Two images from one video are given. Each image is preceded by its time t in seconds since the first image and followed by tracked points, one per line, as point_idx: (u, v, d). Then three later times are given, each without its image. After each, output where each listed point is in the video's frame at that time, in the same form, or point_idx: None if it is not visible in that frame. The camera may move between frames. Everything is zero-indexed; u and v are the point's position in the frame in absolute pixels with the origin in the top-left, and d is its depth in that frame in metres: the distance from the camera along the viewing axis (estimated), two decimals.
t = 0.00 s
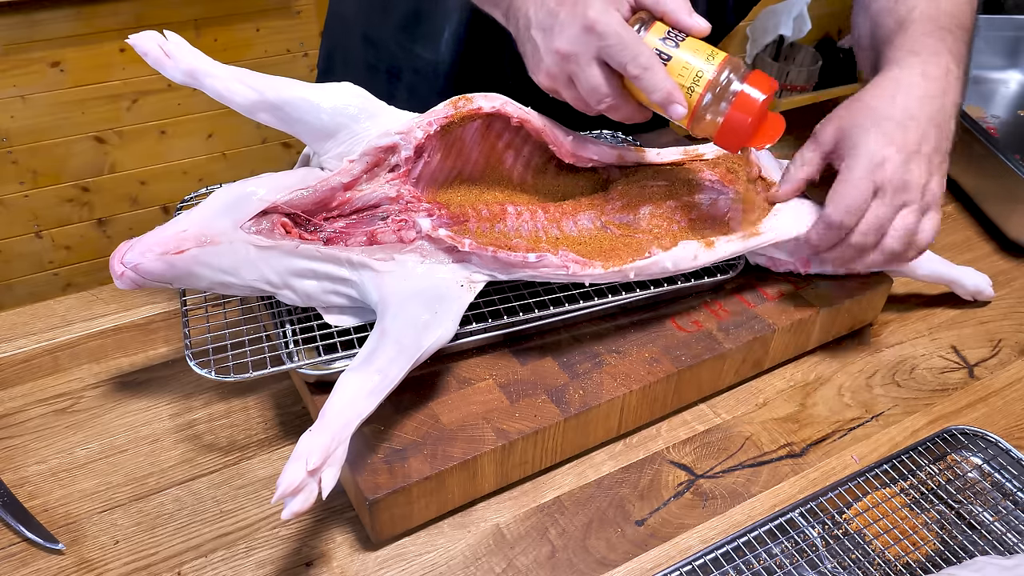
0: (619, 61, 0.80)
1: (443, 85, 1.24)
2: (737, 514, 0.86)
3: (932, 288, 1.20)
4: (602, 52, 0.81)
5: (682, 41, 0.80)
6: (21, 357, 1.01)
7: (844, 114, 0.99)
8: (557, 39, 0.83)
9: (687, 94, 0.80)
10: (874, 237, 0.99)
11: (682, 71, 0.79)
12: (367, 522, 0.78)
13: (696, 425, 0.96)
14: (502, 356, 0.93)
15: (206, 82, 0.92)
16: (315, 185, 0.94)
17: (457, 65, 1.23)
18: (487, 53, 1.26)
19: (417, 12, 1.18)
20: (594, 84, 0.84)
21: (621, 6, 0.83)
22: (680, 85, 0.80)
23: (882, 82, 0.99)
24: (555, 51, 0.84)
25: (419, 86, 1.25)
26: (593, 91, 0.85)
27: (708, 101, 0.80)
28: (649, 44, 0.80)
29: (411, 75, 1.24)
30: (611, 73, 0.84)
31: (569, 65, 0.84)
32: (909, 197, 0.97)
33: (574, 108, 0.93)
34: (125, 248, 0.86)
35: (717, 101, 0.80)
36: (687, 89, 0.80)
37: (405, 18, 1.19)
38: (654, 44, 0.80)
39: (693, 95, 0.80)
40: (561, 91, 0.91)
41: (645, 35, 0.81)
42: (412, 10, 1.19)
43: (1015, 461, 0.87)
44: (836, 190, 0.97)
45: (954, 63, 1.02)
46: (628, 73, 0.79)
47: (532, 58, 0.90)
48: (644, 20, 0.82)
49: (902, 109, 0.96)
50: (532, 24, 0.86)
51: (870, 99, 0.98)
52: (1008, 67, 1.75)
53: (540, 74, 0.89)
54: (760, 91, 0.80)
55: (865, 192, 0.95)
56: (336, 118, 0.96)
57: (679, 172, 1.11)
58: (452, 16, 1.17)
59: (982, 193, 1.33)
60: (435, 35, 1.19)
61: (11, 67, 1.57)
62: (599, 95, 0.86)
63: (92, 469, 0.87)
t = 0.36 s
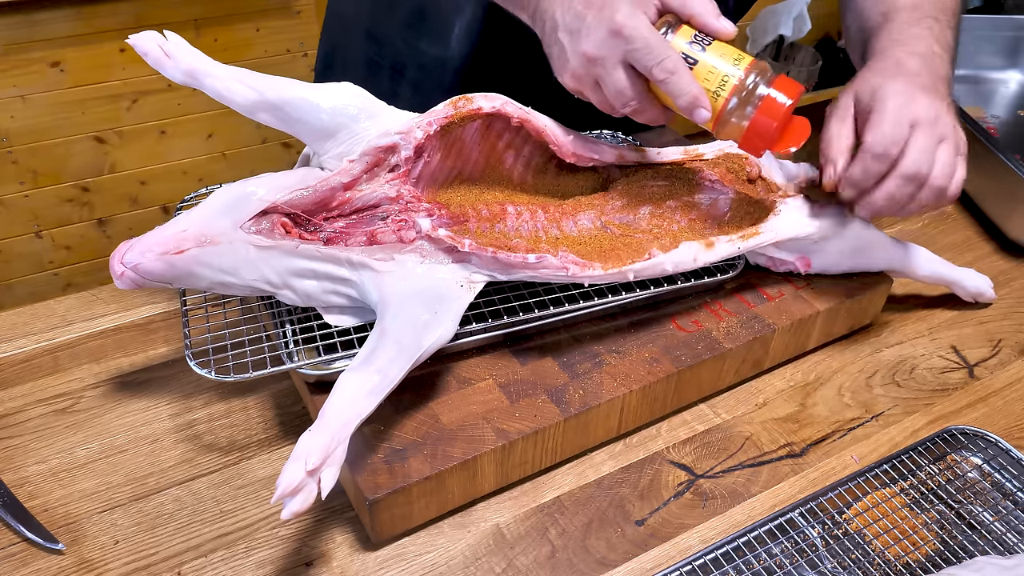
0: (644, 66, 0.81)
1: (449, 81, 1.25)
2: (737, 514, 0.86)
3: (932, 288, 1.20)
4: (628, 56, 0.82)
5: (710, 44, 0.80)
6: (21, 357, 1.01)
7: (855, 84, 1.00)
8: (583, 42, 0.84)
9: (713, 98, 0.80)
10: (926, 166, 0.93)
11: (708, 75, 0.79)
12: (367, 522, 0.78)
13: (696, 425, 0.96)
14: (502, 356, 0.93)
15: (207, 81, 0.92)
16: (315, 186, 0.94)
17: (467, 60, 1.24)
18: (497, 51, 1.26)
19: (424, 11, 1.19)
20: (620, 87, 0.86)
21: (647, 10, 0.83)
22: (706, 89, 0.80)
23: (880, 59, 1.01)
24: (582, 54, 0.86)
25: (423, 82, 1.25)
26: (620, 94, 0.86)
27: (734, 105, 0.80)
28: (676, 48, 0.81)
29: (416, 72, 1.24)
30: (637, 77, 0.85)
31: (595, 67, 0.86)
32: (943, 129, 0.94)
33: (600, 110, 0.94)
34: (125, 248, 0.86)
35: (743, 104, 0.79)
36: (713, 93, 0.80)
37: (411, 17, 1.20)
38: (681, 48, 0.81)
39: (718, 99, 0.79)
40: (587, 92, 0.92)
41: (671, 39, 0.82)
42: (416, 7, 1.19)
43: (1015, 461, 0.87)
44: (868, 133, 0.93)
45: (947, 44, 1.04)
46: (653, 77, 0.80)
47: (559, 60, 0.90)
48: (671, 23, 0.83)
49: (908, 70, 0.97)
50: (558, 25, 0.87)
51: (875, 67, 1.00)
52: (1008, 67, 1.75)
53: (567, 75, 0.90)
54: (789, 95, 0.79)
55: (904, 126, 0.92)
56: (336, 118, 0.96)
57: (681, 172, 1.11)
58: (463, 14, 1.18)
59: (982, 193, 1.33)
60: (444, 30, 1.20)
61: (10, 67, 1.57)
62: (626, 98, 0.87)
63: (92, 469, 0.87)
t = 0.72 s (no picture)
0: (634, 68, 0.81)
1: (452, 80, 1.26)
2: (737, 514, 0.86)
3: (932, 288, 1.20)
4: (618, 58, 0.82)
5: (698, 46, 0.81)
6: (21, 357, 1.01)
7: (839, 109, 1.07)
8: (573, 44, 0.84)
9: (702, 99, 0.81)
10: (901, 200, 1.01)
11: (696, 76, 0.81)
12: (367, 522, 0.78)
13: (696, 425, 0.96)
14: (502, 356, 0.93)
15: (207, 82, 0.92)
16: (315, 185, 0.94)
17: (469, 60, 1.24)
18: (498, 50, 1.29)
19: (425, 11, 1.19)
20: (610, 89, 0.86)
21: (637, 11, 0.84)
22: (694, 91, 0.81)
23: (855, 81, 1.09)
24: (571, 56, 0.86)
25: (426, 82, 1.26)
26: (610, 96, 0.87)
27: (723, 105, 0.82)
28: (664, 49, 0.82)
29: (418, 72, 1.25)
30: (627, 78, 0.85)
31: (585, 68, 0.86)
32: (922, 157, 1.02)
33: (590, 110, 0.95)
34: (125, 248, 0.86)
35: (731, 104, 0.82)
36: (701, 94, 0.81)
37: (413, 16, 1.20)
38: (670, 49, 0.82)
39: (707, 100, 0.81)
40: (576, 92, 0.92)
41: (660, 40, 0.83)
42: (419, 7, 1.19)
43: (1015, 461, 0.87)
44: (852, 166, 1.01)
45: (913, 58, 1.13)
46: (643, 79, 0.81)
47: (549, 60, 0.90)
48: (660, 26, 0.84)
49: (879, 90, 1.06)
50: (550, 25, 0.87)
51: (845, 89, 1.09)
52: (1008, 67, 1.75)
53: (556, 76, 0.90)
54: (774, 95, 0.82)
55: (888, 155, 1.00)
56: (336, 118, 0.96)
57: (681, 172, 1.11)
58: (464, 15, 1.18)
59: (982, 193, 1.34)
60: (445, 30, 1.20)
61: (10, 67, 1.57)
62: (616, 99, 0.87)
63: (92, 469, 0.87)
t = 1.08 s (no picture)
0: (656, 69, 0.81)
1: (455, 81, 1.25)
2: (737, 514, 0.85)
3: (932, 288, 1.20)
4: (642, 60, 0.82)
5: (726, 44, 0.80)
6: (21, 357, 1.01)
7: (873, 120, 1.06)
8: (598, 48, 0.85)
9: (730, 99, 0.81)
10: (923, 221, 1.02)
11: (725, 73, 0.80)
12: (367, 522, 0.78)
13: (696, 425, 0.96)
14: (502, 356, 0.93)
15: (207, 81, 0.92)
16: (315, 185, 0.94)
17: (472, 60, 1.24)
18: (499, 52, 1.30)
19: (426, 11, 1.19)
20: (636, 91, 0.87)
21: (661, 12, 0.82)
22: (722, 89, 0.81)
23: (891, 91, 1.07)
24: (597, 59, 0.87)
25: (429, 82, 1.26)
26: (638, 97, 0.88)
27: (753, 102, 0.81)
28: (691, 48, 0.82)
29: (421, 72, 1.25)
30: (652, 80, 0.86)
31: (610, 72, 0.87)
32: (954, 179, 1.02)
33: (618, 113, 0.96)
34: (126, 248, 0.86)
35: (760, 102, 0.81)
36: (730, 93, 0.80)
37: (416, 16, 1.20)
38: (697, 48, 0.81)
39: (736, 98, 0.80)
40: (603, 96, 0.93)
41: (686, 39, 0.82)
42: (421, 8, 1.19)
43: (1015, 461, 0.87)
44: (890, 178, 1.00)
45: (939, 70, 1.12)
46: (666, 80, 0.81)
47: (575, 63, 0.91)
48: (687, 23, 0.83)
49: (917, 103, 1.05)
50: (574, 29, 0.87)
51: (879, 98, 1.07)
52: (1008, 67, 1.75)
53: (583, 79, 0.91)
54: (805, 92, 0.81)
55: (926, 174, 0.99)
56: (337, 118, 0.96)
57: (682, 172, 1.11)
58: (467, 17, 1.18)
59: (983, 193, 1.33)
60: (447, 30, 1.20)
61: (11, 67, 1.56)
62: (644, 101, 0.88)
63: (92, 469, 0.87)
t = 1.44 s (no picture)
0: (682, 80, 0.81)
1: (458, 80, 1.26)
2: (737, 514, 0.85)
3: (932, 288, 1.20)
4: (670, 73, 0.83)
5: (755, 58, 0.80)
6: (21, 357, 1.01)
7: (926, 133, 1.01)
8: (626, 61, 0.86)
9: (757, 113, 0.81)
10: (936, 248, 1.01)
11: (753, 86, 0.80)
12: (367, 522, 0.78)
13: (695, 425, 0.96)
14: (502, 356, 0.93)
15: (209, 80, 0.92)
16: (316, 186, 0.94)
17: (475, 59, 1.25)
18: (501, 54, 1.28)
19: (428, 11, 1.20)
20: (664, 104, 0.88)
21: (689, 25, 0.83)
22: (750, 104, 0.81)
23: (931, 110, 1.05)
24: (624, 72, 0.87)
25: (432, 80, 1.26)
26: (665, 109, 0.89)
27: (781, 117, 0.81)
28: (719, 62, 0.82)
29: (422, 71, 1.26)
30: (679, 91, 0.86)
31: (637, 85, 0.88)
32: (979, 214, 1.01)
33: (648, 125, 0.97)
34: (127, 251, 0.86)
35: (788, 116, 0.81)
36: (758, 108, 0.81)
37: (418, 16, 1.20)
38: (726, 62, 0.81)
39: (764, 113, 0.81)
40: (632, 108, 0.94)
41: (714, 54, 0.82)
42: (423, 9, 1.20)
43: (1015, 461, 0.87)
44: (936, 201, 0.96)
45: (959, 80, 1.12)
46: (691, 91, 0.81)
47: (603, 75, 0.92)
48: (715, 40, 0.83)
49: (958, 124, 1.04)
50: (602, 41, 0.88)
51: (925, 114, 1.05)
52: (1008, 67, 1.75)
53: (610, 91, 0.93)
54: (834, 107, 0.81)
55: (964, 208, 0.97)
56: (340, 118, 0.95)
57: (681, 173, 1.11)
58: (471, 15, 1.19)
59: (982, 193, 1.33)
60: (450, 29, 1.20)
61: (10, 67, 1.56)
62: (671, 114, 0.89)
63: (92, 469, 0.87)
